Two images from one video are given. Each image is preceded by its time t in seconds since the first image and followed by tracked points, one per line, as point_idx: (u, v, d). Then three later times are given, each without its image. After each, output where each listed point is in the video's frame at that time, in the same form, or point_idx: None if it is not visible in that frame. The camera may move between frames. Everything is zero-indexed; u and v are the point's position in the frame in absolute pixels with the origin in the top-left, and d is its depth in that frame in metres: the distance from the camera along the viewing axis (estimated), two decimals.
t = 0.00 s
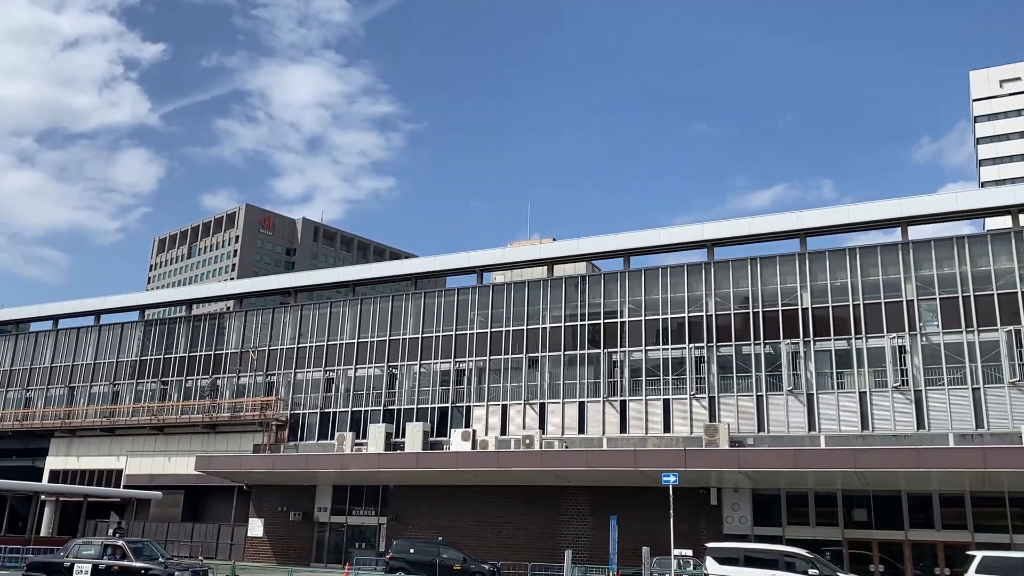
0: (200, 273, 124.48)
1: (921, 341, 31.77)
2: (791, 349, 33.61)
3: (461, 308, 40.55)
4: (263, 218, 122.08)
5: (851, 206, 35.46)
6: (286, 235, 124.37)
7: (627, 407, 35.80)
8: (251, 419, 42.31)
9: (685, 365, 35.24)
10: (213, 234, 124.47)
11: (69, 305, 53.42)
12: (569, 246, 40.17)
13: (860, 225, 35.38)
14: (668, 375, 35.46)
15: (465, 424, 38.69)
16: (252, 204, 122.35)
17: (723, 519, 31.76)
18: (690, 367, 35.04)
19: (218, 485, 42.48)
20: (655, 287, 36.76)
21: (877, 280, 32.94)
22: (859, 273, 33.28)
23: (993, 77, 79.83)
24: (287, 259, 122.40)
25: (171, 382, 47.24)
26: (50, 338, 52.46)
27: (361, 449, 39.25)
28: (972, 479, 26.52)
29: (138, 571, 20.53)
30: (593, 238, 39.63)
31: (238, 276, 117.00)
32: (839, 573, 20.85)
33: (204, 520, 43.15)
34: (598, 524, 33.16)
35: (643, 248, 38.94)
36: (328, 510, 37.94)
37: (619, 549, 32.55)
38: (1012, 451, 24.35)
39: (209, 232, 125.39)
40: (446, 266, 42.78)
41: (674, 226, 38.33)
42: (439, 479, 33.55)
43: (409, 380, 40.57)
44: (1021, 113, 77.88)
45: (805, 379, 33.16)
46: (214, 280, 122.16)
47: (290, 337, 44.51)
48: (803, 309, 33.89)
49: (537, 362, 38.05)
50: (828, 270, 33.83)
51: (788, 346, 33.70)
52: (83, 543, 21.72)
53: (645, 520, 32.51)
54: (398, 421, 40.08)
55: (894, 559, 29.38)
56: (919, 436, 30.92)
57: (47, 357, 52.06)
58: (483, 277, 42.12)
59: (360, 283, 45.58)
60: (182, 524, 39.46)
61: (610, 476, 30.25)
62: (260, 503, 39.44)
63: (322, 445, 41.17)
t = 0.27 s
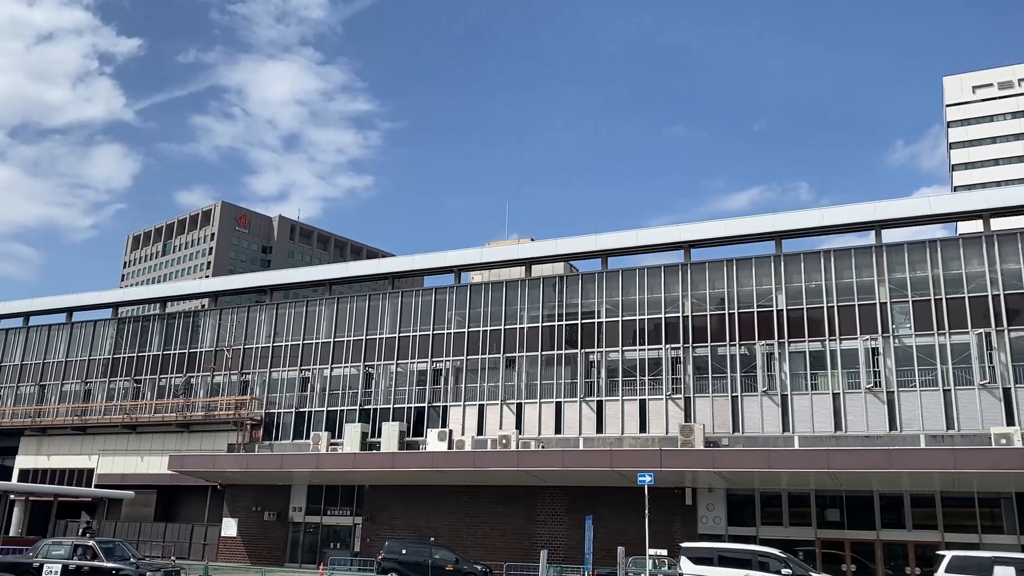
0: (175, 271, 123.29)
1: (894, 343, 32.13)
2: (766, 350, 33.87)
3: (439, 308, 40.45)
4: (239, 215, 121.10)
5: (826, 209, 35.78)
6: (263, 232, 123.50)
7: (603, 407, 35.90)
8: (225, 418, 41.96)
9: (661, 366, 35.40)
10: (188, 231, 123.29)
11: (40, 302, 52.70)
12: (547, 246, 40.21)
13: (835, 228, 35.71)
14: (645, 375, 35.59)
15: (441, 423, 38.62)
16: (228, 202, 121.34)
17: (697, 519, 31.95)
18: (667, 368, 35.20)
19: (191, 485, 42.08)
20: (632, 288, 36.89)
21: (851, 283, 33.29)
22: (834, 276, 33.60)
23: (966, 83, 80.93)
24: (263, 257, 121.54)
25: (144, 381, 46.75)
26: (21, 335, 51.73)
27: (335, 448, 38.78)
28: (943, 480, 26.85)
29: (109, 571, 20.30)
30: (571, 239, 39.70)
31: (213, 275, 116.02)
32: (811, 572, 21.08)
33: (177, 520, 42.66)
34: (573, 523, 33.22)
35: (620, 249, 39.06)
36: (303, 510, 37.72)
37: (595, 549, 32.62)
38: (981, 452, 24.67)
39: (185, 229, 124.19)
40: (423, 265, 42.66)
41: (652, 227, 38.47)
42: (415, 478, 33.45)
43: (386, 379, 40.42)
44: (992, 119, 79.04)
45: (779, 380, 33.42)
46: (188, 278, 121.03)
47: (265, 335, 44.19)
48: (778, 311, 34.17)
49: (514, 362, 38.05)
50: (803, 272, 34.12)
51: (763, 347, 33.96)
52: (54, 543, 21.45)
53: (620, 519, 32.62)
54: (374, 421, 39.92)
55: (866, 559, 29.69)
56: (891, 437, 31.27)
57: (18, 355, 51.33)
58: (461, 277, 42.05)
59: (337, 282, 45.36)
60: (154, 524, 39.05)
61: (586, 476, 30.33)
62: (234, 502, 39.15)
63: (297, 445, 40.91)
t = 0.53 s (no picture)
0: (149, 268, 122.00)
1: (867, 345, 32.47)
2: (741, 351, 34.10)
3: (416, 307, 40.34)
4: (215, 213, 120.05)
5: (801, 212, 36.08)
6: (239, 230, 122.54)
7: (580, 407, 35.98)
8: (199, 417, 41.59)
9: (638, 366, 35.53)
10: (163, 228, 122.05)
11: (11, 299, 51.97)
12: (525, 246, 40.22)
13: (810, 231, 36.02)
14: (622, 376, 35.71)
15: (418, 423, 38.52)
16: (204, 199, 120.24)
17: (672, 519, 32.11)
18: (643, 368, 35.33)
19: (164, 484, 41.66)
20: (610, 288, 37.00)
21: (826, 285, 33.60)
22: (809, 278, 33.91)
23: (939, 89, 82.11)
24: (239, 254, 120.65)
25: (117, 379, 46.24)
26: None
27: (311, 448, 38.44)
28: (915, 480, 27.15)
29: (79, 572, 20.04)
30: (549, 239, 39.73)
31: (188, 272, 114.93)
32: (785, 571, 21.24)
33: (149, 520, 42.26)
34: (549, 523, 33.25)
35: (598, 250, 39.16)
36: (278, 510, 37.49)
37: (570, 549, 32.69)
38: (952, 452, 24.96)
39: (159, 226, 122.92)
40: (401, 264, 42.51)
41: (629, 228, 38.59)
42: (391, 478, 33.34)
43: (362, 379, 40.25)
44: (965, 125, 80.20)
45: (754, 381, 33.66)
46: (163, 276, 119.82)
47: (240, 334, 43.84)
48: (753, 312, 34.41)
49: (491, 362, 38.04)
50: (778, 274, 34.39)
51: (738, 348, 34.19)
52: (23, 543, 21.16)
53: (596, 519, 32.70)
54: (350, 420, 39.75)
55: (839, 558, 29.97)
56: (864, 438, 31.58)
57: None
58: (438, 276, 41.95)
59: (314, 280, 45.11)
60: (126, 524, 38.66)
61: (562, 476, 30.38)
62: (207, 502, 38.83)
63: (273, 444, 40.63)
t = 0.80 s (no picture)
0: (123, 265, 120.59)
1: (841, 346, 32.80)
2: (717, 352, 34.33)
3: (393, 307, 40.19)
4: (190, 210, 118.89)
5: (777, 214, 36.35)
6: (214, 227, 121.49)
7: (557, 407, 36.03)
8: (172, 415, 41.16)
9: (615, 366, 35.64)
10: (137, 225, 120.66)
11: None
12: (503, 246, 40.19)
13: (786, 233, 36.31)
14: (599, 376, 35.80)
15: (394, 423, 38.38)
16: (179, 196, 119.02)
17: (647, 518, 32.25)
18: (620, 368, 35.45)
19: (136, 483, 41.19)
20: (587, 289, 37.07)
21: (800, 286, 33.91)
22: (784, 279, 34.20)
23: (914, 93, 83.17)
24: (214, 252, 119.65)
25: (89, 377, 45.66)
26: None
27: (286, 447, 38.17)
28: (887, 480, 27.43)
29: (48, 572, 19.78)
30: (527, 239, 39.74)
31: (162, 270, 113.69)
32: (759, 571, 21.35)
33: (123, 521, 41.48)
34: (525, 523, 33.26)
35: (576, 250, 39.22)
36: (252, 509, 37.23)
37: (545, 549, 32.73)
38: (923, 453, 25.25)
39: (133, 223, 121.52)
40: (378, 263, 42.34)
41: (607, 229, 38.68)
42: (366, 478, 33.19)
43: (338, 378, 40.04)
44: (938, 129, 81.21)
45: (730, 382, 33.90)
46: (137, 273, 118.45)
47: (215, 332, 43.45)
48: (728, 313, 34.64)
49: (468, 362, 37.99)
50: (754, 275, 34.65)
51: (714, 348, 34.40)
52: None
53: (572, 519, 32.76)
54: (326, 420, 39.56)
55: (811, 558, 30.25)
56: (837, 438, 31.88)
57: None
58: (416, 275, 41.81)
59: (289, 279, 44.82)
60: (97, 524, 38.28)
61: (538, 475, 30.41)
62: (180, 502, 38.48)
63: (247, 443, 40.29)
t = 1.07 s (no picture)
0: (95, 262, 119.20)
1: (815, 347, 33.11)
2: (692, 352, 34.53)
3: (369, 305, 40.02)
4: (164, 206, 117.69)
5: (753, 216, 36.62)
6: (188, 224, 120.39)
7: (533, 406, 36.07)
8: (144, 414, 40.74)
9: (591, 366, 35.74)
10: (110, 221, 119.26)
11: None
12: (480, 245, 40.15)
13: (761, 234, 36.59)
14: (575, 375, 35.89)
15: (369, 422, 38.24)
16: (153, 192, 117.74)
17: (623, 518, 32.37)
18: (596, 368, 35.55)
19: (108, 482, 40.70)
20: (565, 289, 37.14)
21: (775, 287, 34.19)
22: (759, 280, 34.46)
23: (888, 97, 84.20)
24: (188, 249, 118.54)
25: (59, 375, 45.08)
26: None
27: (260, 446, 37.90)
28: (859, 480, 27.69)
29: (16, 572, 19.48)
30: (504, 238, 39.73)
31: (136, 267, 112.59)
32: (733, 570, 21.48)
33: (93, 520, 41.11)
34: (500, 522, 33.25)
35: (553, 250, 39.28)
36: (225, 509, 36.94)
37: (521, 548, 32.77)
38: (894, 453, 25.54)
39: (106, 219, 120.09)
40: (354, 262, 42.16)
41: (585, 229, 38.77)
42: (342, 477, 33.03)
43: (313, 377, 39.81)
44: (911, 133, 82.23)
45: (705, 382, 34.12)
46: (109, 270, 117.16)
47: (189, 330, 43.05)
48: (704, 313, 34.86)
49: (444, 361, 37.93)
50: (729, 276, 34.89)
51: (689, 348, 34.60)
52: None
53: (547, 518, 32.82)
54: (300, 419, 39.33)
55: (784, 557, 30.53)
56: (810, 438, 32.19)
57: None
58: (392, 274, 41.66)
59: (265, 277, 44.50)
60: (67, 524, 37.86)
61: (514, 475, 30.43)
62: (152, 501, 38.11)
63: (220, 442, 39.95)
